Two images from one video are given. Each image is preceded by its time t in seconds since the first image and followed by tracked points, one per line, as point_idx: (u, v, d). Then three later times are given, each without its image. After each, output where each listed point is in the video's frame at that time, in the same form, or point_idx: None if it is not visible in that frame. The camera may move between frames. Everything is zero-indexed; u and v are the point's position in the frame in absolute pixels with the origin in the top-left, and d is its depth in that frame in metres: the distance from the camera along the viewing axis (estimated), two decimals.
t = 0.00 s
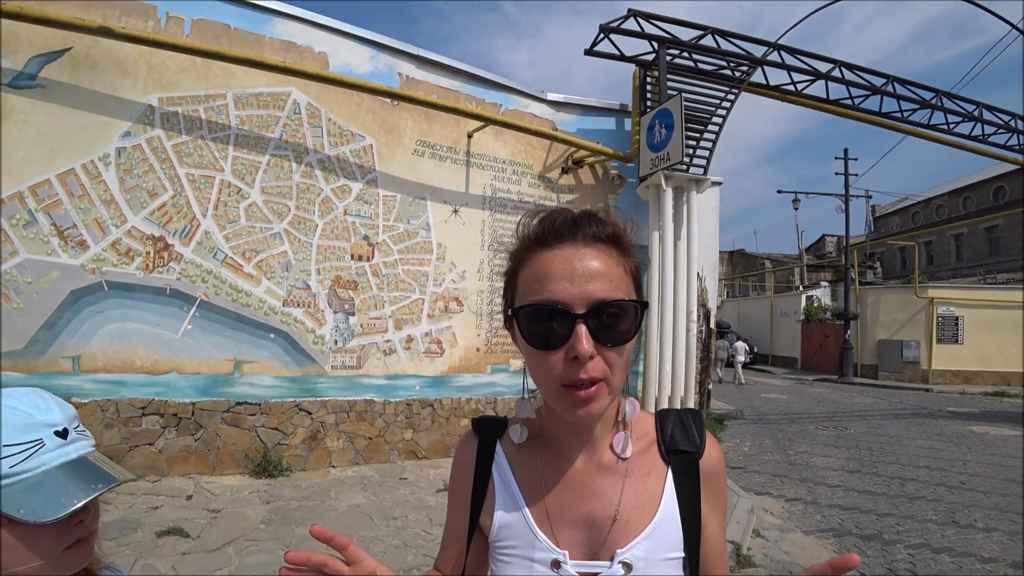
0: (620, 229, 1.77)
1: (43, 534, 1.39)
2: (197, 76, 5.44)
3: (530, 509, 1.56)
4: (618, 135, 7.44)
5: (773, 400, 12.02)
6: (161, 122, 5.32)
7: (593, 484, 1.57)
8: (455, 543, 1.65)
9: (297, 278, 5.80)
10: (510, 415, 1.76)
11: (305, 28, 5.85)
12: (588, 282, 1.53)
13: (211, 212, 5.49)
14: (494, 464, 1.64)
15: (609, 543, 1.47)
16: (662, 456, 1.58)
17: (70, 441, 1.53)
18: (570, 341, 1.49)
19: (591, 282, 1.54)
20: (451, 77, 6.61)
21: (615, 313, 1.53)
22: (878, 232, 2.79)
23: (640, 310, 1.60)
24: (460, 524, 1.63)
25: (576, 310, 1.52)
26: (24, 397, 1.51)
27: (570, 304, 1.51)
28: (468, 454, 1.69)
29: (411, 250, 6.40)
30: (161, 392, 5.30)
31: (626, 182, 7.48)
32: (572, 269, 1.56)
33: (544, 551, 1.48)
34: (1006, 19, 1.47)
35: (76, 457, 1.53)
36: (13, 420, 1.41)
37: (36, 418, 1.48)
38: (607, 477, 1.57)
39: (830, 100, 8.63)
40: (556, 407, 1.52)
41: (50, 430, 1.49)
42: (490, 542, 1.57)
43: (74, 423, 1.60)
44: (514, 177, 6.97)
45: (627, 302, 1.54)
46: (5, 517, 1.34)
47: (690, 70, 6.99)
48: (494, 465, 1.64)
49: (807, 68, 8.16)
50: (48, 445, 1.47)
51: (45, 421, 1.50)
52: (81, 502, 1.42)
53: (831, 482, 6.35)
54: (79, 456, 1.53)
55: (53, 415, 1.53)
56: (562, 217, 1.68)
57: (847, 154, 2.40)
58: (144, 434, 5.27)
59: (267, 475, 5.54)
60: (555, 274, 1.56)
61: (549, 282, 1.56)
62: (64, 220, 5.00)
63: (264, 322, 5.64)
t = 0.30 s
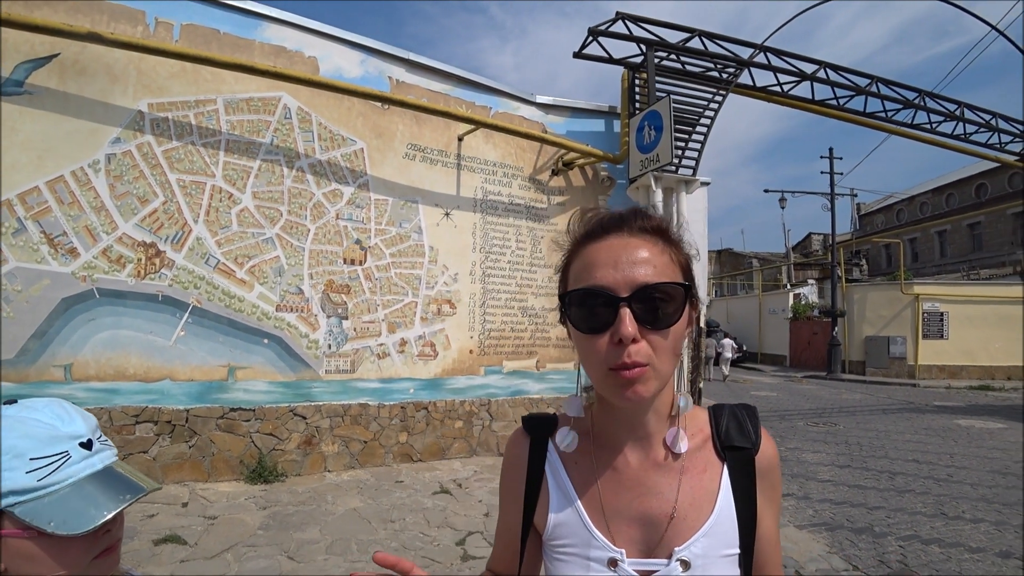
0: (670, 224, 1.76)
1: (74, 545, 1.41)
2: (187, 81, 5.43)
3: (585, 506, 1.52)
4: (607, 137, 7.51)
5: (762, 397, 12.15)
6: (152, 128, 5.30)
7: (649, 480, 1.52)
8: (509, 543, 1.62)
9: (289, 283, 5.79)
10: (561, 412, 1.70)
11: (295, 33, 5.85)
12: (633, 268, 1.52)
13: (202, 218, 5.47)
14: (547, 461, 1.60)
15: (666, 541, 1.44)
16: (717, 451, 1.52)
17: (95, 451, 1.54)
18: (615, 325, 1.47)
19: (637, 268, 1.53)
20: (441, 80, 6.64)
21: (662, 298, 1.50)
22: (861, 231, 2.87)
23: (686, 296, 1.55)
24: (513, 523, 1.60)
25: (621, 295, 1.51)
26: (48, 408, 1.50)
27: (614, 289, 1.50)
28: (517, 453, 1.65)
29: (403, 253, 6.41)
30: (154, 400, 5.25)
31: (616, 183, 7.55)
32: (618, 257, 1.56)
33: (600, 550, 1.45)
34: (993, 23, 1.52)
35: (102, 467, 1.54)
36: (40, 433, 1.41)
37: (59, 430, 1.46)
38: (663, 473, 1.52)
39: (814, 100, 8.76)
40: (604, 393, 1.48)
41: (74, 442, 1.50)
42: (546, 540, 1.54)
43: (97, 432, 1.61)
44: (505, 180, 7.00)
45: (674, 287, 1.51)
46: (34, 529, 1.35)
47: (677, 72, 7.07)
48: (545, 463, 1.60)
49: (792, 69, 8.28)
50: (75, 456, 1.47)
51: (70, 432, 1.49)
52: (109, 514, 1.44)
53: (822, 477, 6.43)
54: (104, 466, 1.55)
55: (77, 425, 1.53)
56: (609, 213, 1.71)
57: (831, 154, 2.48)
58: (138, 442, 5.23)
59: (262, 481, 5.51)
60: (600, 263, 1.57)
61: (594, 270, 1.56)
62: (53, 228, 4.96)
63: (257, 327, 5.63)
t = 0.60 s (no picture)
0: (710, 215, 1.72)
1: (91, 544, 1.42)
2: (177, 79, 5.39)
3: (626, 493, 1.49)
4: (598, 134, 7.54)
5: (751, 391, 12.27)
6: (142, 126, 5.26)
7: (691, 468, 1.48)
8: (552, 534, 1.57)
9: (282, 281, 5.78)
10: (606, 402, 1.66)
11: (285, 30, 5.82)
12: (668, 261, 1.50)
13: (194, 217, 5.44)
14: (590, 450, 1.55)
15: (707, 528, 1.41)
16: (758, 442, 1.50)
17: (109, 449, 1.54)
18: (650, 319, 1.46)
19: (672, 262, 1.52)
20: (432, 78, 6.64)
21: (698, 292, 1.47)
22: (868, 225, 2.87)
23: (724, 288, 1.52)
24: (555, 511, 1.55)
25: (656, 289, 1.50)
26: (62, 406, 1.49)
27: (648, 283, 1.49)
28: (561, 442, 1.60)
29: (396, 250, 6.41)
30: (147, 399, 5.22)
31: (607, 180, 7.59)
32: (653, 251, 1.54)
33: (642, 535, 1.42)
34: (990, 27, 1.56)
35: (117, 465, 1.54)
36: (56, 433, 1.40)
37: (75, 428, 1.46)
38: (705, 462, 1.49)
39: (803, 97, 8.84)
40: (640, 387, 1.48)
41: (90, 440, 1.50)
42: (587, 526, 1.51)
43: (109, 429, 1.61)
44: (496, 177, 7.01)
45: (710, 279, 1.48)
46: (52, 529, 1.36)
47: (668, 69, 7.11)
48: (587, 453, 1.55)
49: (781, 66, 8.35)
50: (90, 455, 1.47)
51: (86, 431, 1.49)
52: (127, 513, 1.46)
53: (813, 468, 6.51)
54: (120, 464, 1.56)
55: (90, 424, 1.52)
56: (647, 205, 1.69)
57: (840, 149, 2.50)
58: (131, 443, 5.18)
59: (256, 480, 5.48)
60: (635, 256, 1.56)
61: (630, 264, 1.55)
62: (42, 227, 4.91)
63: (250, 326, 5.61)
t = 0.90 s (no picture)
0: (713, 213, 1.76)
1: (88, 535, 1.44)
2: (166, 72, 5.35)
3: (630, 480, 1.53)
4: (588, 130, 7.57)
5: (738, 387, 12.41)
6: (130, 119, 5.22)
7: (692, 455, 1.51)
8: (563, 523, 1.65)
9: (272, 276, 5.77)
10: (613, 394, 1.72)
11: (276, 23, 5.79)
12: (673, 252, 1.54)
13: (183, 211, 5.41)
14: (596, 440, 1.62)
15: (707, 514, 1.44)
16: (760, 431, 1.51)
17: (105, 442, 1.55)
18: (656, 306, 1.50)
19: (678, 253, 1.55)
20: (423, 72, 6.64)
21: (701, 281, 1.51)
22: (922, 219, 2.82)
23: (726, 279, 1.56)
24: (567, 502, 1.63)
25: (661, 278, 1.53)
26: (57, 397, 1.51)
27: (655, 271, 1.53)
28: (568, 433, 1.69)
29: (386, 245, 6.41)
30: (136, 394, 5.20)
31: (597, 176, 7.63)
32: (659, 243, 1.58)
33: (644, 521, 1.46)
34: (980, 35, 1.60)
35: (111, 457, 1.56)
36: (51, 425, 1.42)
37: (70, 420, 1.47)
38: (706, 449, 1.51)
39: (792, 95, 8.92)
40: (646, 371, 1.51)
41: (85, 432, 1.51)
42: (594, 514, 1.56)
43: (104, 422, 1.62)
44: (487, 172, 7.03)
45: (713, 270, 1.52)
46: (50, 521, 1.37)
47: (658, 66, 7.16)
48: (595, 443, 1.62)
49: (770, 65, 8.43)
50: (85, 447, 1.49)
51: (81, 423, 1.51)
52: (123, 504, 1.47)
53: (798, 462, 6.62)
54: (114, 456, 1.57)
55: (86, 416, 1.53)
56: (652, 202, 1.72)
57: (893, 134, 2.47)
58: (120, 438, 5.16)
59: (246, 475, 5.48)
60: (642, 248, 1.59)
61: (636, 255, 1.59)
62: (29, 221, 4.88)
63: (240, 320, 5.60)
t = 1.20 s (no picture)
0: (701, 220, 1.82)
1: (75, 522, 1.45)
2: (151, 66, 5.30)
3: (617, 473, 1.58)
4: (575, 128, 7.62)
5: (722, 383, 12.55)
6: (115, 114, 5.17)
7: (677, 449, 1.54)
8: (558, 513, 1.73)
9: (258, 272, 5.75)
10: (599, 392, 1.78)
11: (263, 18, 5.76)
12: (666, 245, 1.58)
13: (168, 207, 5.37)
14: (587, 435, 1.68)
15: (689, 508, 1.48)
16: (744, 427, 1.54)
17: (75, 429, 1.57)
18: (649, 293, 1.53)
19: (670, 246, 1.60)
20: (411, 69, 6.63)
21: (693, 273, 1.55)
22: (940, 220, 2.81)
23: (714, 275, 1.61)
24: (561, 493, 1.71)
25: (654, 268, 1.57)
26: (16, 397, 1.52)
27: (648, 261, 1.57)
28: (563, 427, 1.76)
29: (373, 242, 6.41)
30: (121, 391, 5.16)
31: (583, 174, 7.68)
32: (652, 238, 1.63)
33: (628, 513, 1.51)
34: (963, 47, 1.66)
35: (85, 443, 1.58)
36: (15, 419, 1.43)
37: (35, 414, 1.49)
38: (690, 444, 1.54)
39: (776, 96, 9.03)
40: (637, 358, 1.53)
41: (54, 422, 1.53)
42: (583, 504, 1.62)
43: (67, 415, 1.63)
44: (474, 170, 7.04)
45: (704, 263, 1.57)
46: (35, 511, 1.38)
47: (645, 65, 7.22)
48: (585, 437, 1.68)
49: (755, 65, 8.53)
50: (57, 436, 1.50)
51: (44, 415, 1.51)
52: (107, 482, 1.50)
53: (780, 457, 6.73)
54: (88, 441, 1.59)
55: (49, 409, 1.55)
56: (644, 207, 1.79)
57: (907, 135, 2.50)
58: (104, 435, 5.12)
59: (232, 472, 5.45)
60: (635, 243, 1.64)
61: (630, 249, 1.63)
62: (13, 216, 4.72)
63: (226, 317, 5.58)
